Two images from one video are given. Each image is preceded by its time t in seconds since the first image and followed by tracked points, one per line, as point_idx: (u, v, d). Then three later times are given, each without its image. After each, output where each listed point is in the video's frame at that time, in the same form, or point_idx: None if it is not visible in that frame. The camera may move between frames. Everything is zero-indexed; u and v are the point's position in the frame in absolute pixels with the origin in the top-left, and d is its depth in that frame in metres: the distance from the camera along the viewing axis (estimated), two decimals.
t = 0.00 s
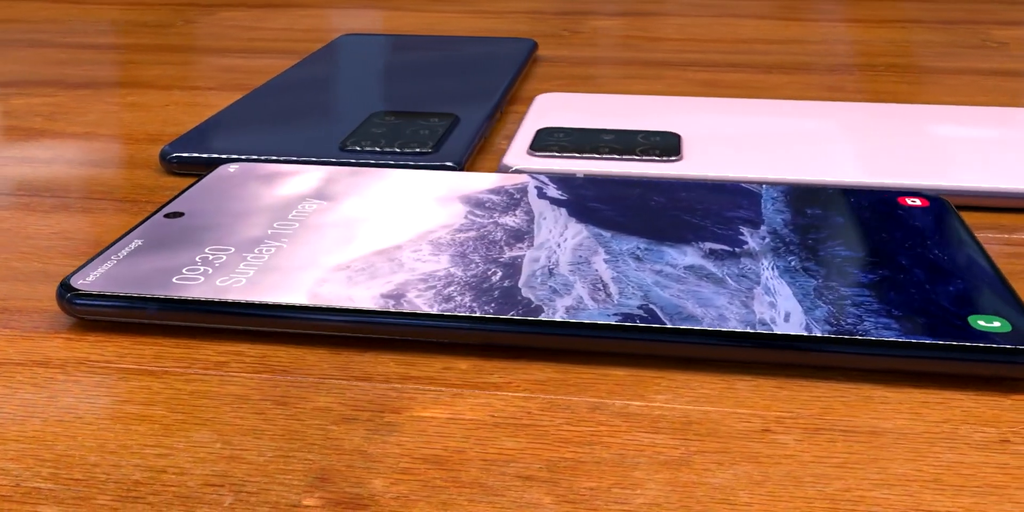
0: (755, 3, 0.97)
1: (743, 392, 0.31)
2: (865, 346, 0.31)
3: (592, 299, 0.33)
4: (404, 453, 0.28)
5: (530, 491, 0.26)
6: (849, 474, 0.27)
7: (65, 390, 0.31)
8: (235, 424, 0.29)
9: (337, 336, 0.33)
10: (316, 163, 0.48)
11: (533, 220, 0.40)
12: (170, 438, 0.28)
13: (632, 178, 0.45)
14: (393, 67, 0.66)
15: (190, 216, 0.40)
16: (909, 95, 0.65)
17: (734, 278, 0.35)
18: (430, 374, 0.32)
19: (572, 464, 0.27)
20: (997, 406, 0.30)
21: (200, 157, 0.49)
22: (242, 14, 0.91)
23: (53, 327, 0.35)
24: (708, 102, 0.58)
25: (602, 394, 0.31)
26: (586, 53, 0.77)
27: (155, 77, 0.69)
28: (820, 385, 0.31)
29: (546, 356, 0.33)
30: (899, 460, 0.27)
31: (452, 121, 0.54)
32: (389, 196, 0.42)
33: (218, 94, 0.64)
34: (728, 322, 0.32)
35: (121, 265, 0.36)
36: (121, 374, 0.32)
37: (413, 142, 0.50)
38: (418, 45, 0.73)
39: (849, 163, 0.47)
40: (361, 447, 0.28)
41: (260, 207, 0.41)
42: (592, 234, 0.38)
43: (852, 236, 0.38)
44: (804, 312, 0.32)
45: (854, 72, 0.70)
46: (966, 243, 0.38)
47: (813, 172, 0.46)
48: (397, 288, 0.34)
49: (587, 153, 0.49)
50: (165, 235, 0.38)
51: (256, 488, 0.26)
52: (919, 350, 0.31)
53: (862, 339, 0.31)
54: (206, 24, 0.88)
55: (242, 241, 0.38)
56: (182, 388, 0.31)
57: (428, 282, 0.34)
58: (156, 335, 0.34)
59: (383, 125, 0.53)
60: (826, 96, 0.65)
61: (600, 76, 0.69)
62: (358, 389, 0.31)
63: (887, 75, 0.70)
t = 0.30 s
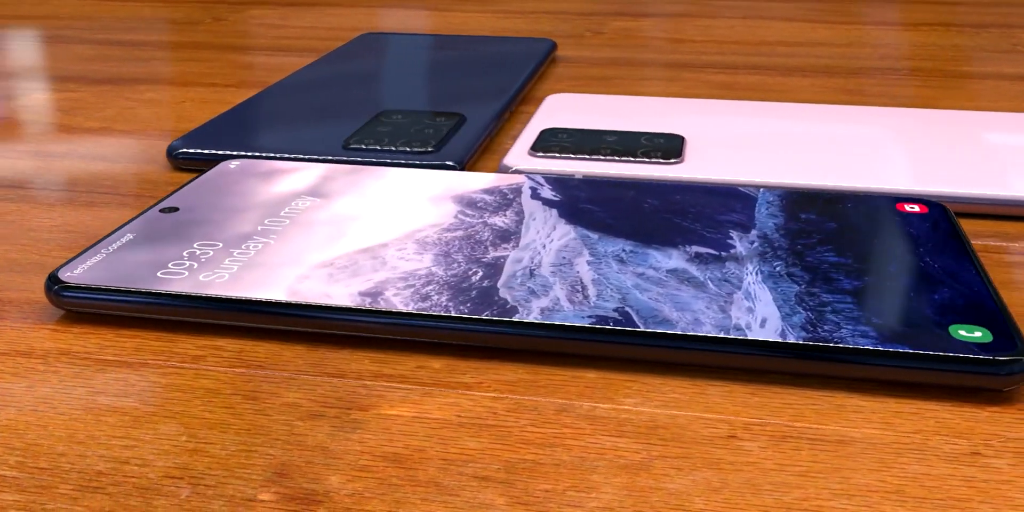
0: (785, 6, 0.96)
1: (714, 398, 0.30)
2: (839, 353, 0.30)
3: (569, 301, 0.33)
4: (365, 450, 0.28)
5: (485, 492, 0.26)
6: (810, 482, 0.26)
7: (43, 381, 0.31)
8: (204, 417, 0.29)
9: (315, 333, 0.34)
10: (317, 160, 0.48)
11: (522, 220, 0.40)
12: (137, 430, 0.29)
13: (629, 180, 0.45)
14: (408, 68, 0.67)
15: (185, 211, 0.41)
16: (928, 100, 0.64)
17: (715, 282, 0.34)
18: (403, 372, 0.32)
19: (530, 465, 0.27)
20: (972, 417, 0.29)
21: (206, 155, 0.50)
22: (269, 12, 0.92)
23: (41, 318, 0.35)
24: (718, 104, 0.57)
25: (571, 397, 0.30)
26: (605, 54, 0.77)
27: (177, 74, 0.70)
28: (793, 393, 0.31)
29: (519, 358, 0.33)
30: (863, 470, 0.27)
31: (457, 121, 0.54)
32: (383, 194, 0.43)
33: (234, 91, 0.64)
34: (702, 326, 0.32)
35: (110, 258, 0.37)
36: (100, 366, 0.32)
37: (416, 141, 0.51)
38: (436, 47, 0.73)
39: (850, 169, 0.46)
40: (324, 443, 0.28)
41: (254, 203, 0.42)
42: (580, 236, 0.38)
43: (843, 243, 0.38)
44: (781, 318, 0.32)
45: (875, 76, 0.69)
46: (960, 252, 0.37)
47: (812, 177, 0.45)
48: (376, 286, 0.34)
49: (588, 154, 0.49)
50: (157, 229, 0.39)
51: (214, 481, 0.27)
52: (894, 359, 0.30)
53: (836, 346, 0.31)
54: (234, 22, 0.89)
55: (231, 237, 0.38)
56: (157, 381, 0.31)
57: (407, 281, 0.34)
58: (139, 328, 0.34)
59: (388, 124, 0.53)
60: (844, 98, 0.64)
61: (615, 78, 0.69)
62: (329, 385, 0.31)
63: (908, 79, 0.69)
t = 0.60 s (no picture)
0: (813, 7, 0.95)
1: (684, 403, 0.30)
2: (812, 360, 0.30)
3: (546, 302, 0.33)
4: (328, 447, 0.28)
5: (440, 491, 0.26)
6: (769, 490, 0.26)
7: (25, 371, 0.32)
8: (174, 410, 0.30)
9: (295, 329, 0.34)
10: (318, 157, 0.48)
11: (512, 220, 0.40)
12: (108, 421, 0.29)
13: (626, 181, 0.45)
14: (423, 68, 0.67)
15: (180, 206, 0.41)
16: (946, 104, 0.63)
17: (696, 286, 0.34)
18: (377, 370, 0.32)
19: (490, 466, 0.27)
20: (946, 428, 0.29)
21: (212, 150, 0.50)
22: (295, 11, 0.93)
23: (31, 309, 0.36)
24: (727, 107, 0.57)
25: (541, 398, 0.30)
26: (624, 55, 0.76)
27: (200, 70, 0.71)
28: (765, 399, 0.30)
29: (494, 358, 0.33)
30: (826, 479, 0.27)
31: (462, 121, 0.54)
32: (378, 192, 0.43)
33: (249, 88, 0.65)
34: (676, 330, 0.31)
35: (100, 251, 0.37)
36: (81, 357, 0.33)
37: (418, 140, 0.51)
38: (454, 47, 0.73)
39: (851, 175, 0.46)
40: (288, 439, 0.28)
41: (249, 199, 0.42)
42: (567, 237, 0.38)
43: (833, 248, 0.37)
44: (757, 323, 0.32)
45: (895, 80, 0.68)
46: (951, 260, 0.37)
47: (810, 183, 0.45)
48: (356, 284, 0.34)
49: (589, 155, 0.48)
50: (150, 224, 0.39)
51: (176, 474, 0.27)
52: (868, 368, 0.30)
53: (809, 353, 0.30)
54: (263, 20, 0.90)
55: (221, 233, 0.39)
56: (134, 373, 0.32)
57: (387, 279, 0.35)
58: (124, 321, 0.35)
59: (393, 123, 0.53)
60: (861, 103, 0.63)
61: (630, 80, 0.69)
62: (302, 382, 0.31)
63: (928, 83, 0.68)
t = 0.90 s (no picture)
0: (839, 9, 0.93)
1: (654, 406, 0.30)
2: (785, 366, 0.30)
3: (523, 303, 0.33)
4: (293, 443, 0.28)
5: (398, 489, 0.26)
6: (729, 497, 0.26)
7: (8, 362, 0.33)
8: (147, 403, 0.30)
9: (275, 325, 0.34)
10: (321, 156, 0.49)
11: (502, 220, 0.40)
12: (81, 413, 0.30)
13: (623, 183, 0.45)
14: (438, 69, 0.67)
15: (176, 202, 0.42)
16: (964, 109, 0.62)
17: (677, 290, 0.34)
18: (352, 368, 0.32)
19: (450, 465, 0.27)
20: (919, 438, 0.28)
21: (218, 149, 0.51)
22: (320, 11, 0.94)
23: (24, 302, 0.37)
24: (736, 111, 0.56)
25: (511, 399, 0.30)
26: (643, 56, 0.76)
27: (222, 69, 0.72)
28: (737, 405, 0.30)
29: (470, 358, 0.33)
30: (788, 487, 0.26)
31: (468, 120, 0.54)
32: (372, 190, 0.43)
33: (265, 87, 0.66)
34: (650, 333, 0.31)
35: (91, 246, 0.38)
36: (66, 349, 0.33)
37: (421, 139, 0.51)
38: (472, 48, 0.73)
39: (852, 182, 0.45)
40: (255, 433, 0.29)
41: (244, 195, 0.42)
42: (554, 238, 0.38)
43: (822, 254, 0.37)
44: (733, 328, 0.31)
45: (914, 84, 0.67)
46: (943, 266, 0.36)
47: (811, 188, 0.44)
48: (337, 282, 0.35)
49: (589, 156, 0.48)
50: (144, 219, 0.40)
51: (140, 465, 0.27)
52: (841, 375, 0.30)
53: (782, 359, 0.30)
54: (291, 18, 0.91)
55: (212, 229, 0.39)
56: (114, 365, 0.32)
57: (369, 277, 0.35)
58: (111, 314, 0.35)
59: (399, 122, 0.53)
60: (879, 107, 0.62)
61: (645, 81, 0.68)
62: (276, 377, 0.31)
63: (948, 87, 0.67)
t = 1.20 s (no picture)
0: (867, 11, 0.92)
1: (625, 409, 0.30)
2: (757, 372, 0.29)
3: (502, 303, 0.33)
4: (260, 438, 0.28)
5: (357, 487, 0.26)
6: (688, 503, 0.26)
7: None
8: (122, 395, 0.30)
9: (257, 321, 0.35)
10: (322, 154, 0.49)
11: (491, 220, 0.40)
12: (57, 404, 0.30)
13: (619, 185, 0.44)
14: (452, 69, 0.68)
15: (173, 197, 0.42)
16: (982, 114, 0.61)
17: (658, 293, 0.34)
18: (328, 365, 0.32)
19: (413, 464, 0.27)
20: (890, 448, 0.28)
21: (226, 147, 0.52)
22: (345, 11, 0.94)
23: (18, 294, 0.37)
24: (745, 113, 0.56)
25: (482, 399, 0.30)
26: (661, 58, 0.75)
27: (241, 70, 0.73)
28: (709, 410, 0.30)
29: (447, 358, 0.33)
30: (749, 494, 0.26)
31: (473, 120, 0.54)
32: (367, 188, 0.43)
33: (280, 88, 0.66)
34: (624, 336, 0.31)
35: (84, 239, 0.38)
36: (53, 341, 0.34)
37: (424, 138, 0.51)
38: (489, 49, 0.73)
39: (852, 187, 0.45)
40: (224, 428, 0.29)
41: (241, 192, 0.43)
42: (541, 238, 0.38)
43: (810, 259, 0.36)
44: (709, 332, 0.31)
45: (934, 88, 0.66)
46: (933, 273, 0.35)
47: (810, 192, 0.44)
48: (320, 279, 0.35)
49: (590, 157, 0.48)
50: (139, 214, 0.40)
51: (108, 457, 0.28)
52: (814, 382, 0.29)
53: (754, 365, 0.29)
54: (316, 18, 0.92)
55: (204, 224, 0.39)
56: (95, 358, 0.33)
57: (351, 275, 0.35)
58: (99, 307, 0.36)
59: (404, 122, 0.54)
60: (894, 111, 0.61)
61: (660, 82, 0.68)
62: (252, 372, 0.32)
63: (969, 92, 0.65)
